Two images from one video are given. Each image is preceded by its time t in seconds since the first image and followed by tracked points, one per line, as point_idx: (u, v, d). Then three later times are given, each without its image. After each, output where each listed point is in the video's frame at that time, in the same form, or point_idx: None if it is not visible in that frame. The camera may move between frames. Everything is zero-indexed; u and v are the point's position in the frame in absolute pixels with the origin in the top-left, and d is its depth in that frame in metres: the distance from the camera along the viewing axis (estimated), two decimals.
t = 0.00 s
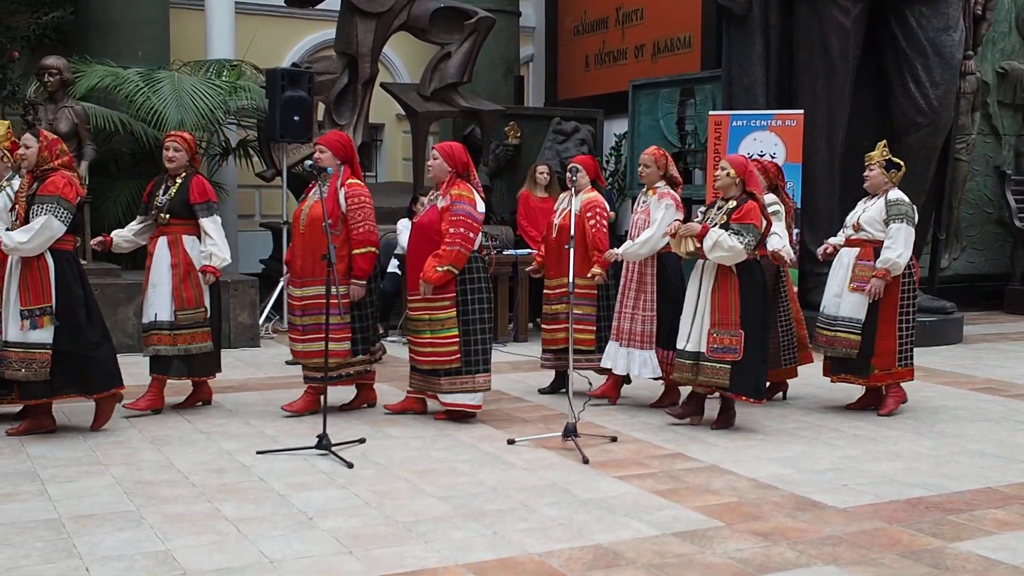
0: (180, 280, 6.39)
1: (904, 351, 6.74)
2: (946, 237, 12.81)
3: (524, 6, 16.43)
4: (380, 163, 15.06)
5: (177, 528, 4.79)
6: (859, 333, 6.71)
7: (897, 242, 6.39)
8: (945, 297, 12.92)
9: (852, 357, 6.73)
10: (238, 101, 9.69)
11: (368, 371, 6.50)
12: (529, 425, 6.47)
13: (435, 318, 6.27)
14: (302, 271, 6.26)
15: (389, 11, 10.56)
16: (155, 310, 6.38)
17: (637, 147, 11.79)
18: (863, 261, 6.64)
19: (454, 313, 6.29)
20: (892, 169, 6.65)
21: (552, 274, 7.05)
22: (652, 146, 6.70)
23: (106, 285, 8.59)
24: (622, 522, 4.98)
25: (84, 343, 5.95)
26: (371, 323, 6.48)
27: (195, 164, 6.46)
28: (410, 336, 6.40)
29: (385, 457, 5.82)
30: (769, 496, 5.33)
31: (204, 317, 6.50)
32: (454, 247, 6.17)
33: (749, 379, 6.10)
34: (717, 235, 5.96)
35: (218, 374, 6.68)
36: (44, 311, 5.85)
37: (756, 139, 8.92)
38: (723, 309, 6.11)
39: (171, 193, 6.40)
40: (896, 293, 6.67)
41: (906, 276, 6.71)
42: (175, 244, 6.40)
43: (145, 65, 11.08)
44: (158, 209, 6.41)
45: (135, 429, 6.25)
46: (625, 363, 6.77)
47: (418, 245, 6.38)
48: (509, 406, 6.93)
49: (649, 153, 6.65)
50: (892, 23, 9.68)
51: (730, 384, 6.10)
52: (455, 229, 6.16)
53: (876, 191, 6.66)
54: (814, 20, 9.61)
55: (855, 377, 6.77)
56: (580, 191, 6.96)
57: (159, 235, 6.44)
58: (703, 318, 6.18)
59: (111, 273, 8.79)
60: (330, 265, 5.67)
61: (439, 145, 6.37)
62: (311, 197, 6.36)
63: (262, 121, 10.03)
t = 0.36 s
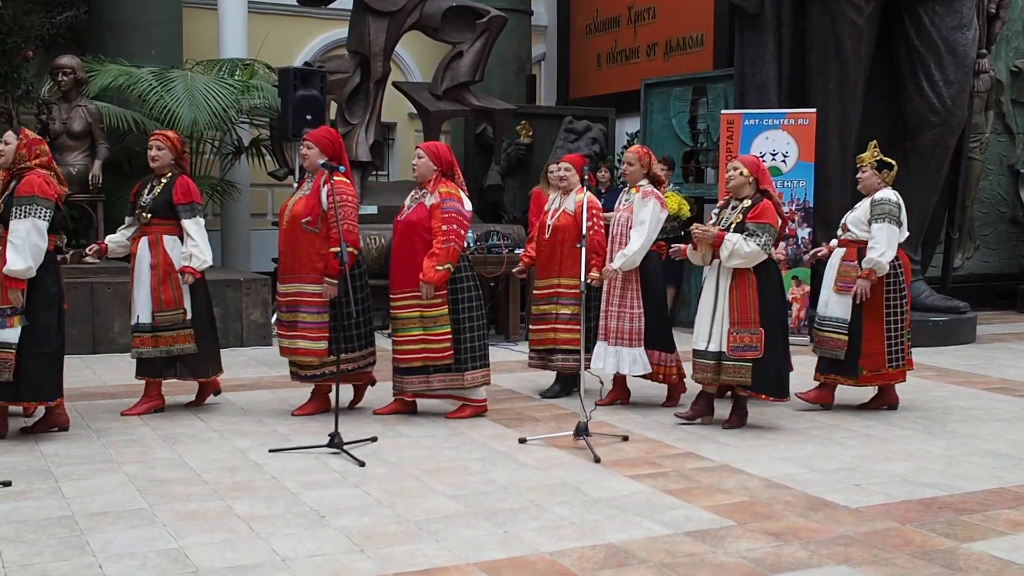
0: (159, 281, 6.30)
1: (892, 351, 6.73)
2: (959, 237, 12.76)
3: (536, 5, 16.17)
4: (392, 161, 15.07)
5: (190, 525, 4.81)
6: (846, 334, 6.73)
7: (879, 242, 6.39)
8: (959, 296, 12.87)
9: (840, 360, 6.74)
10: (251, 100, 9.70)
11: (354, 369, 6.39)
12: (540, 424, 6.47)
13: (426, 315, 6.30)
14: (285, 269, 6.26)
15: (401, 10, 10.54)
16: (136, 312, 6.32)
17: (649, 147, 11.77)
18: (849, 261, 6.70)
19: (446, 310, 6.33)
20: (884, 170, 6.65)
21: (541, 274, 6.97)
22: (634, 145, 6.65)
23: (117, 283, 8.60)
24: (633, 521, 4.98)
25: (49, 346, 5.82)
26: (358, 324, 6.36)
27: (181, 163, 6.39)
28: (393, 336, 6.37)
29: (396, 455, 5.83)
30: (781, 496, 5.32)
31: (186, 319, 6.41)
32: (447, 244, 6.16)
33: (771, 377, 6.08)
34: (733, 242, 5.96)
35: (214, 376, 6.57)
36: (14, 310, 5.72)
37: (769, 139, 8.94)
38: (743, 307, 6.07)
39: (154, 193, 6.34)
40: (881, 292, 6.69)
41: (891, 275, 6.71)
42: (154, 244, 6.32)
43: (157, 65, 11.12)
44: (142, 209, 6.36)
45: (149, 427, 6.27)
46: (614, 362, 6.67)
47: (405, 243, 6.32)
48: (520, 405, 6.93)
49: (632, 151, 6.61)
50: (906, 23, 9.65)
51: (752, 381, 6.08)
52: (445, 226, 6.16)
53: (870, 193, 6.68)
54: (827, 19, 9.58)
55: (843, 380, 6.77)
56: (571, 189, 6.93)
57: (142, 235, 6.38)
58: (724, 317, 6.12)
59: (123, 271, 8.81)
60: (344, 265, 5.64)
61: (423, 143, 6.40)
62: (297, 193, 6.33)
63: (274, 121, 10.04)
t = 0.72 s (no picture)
0: (148, 278, 6.25)
1: (875, 348, 6.73)
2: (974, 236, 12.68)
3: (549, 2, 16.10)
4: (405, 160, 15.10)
5: (204, 523, 4.83)
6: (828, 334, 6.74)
7: (856, 243, 6.36)
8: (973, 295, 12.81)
9: (824, 360, 6.76)
10: (265, 100, 9.74)
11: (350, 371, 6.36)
12: (552, 423, 6.47)
13: (412, 311, 6.29)
14: (282, 269, 6.24)
15: (415, 9, 10.51)
16: (124, 310, 6.25)
17: (662, 146, 11.75)
18: (829, 261, 6.70)
19: (432, 305, 6.31)
20: (866, 170, 6.61)
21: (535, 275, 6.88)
22: (623, 143, 6.69)
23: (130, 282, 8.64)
24: (646, 520, 4.97)
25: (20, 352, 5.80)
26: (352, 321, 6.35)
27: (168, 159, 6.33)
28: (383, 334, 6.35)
29: (409, 454, 5.84)
30: (794, 496, 5.31)
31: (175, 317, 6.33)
32: (433, 240, 6.17)
33: (783, 376, 6.07)
34: (748, 239, 5.93)
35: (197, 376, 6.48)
36: None
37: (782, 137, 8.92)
38: (755, 305, 6.06)
39: (143, 189, 6.29)
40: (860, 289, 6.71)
41: (870, 275, 6.72)
42: (144, 242, 6.27)
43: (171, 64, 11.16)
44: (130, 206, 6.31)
45: (162, 425, 6.30)
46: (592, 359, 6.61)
47: (392, 240, 6.33)
48: (533, 404, 6.93)
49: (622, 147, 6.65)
50: (921, 21, 9.63)
51: (765, 380, 6.08)
52: (432, 222, 6.16)
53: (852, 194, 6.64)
54: (841, 18, 9.55)
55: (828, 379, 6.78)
56: (565, 191, 6.79)
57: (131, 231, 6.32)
58: (736, 313, 6.11)
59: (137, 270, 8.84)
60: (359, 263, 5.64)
61: (409, 142, 6.40)
62: (292, 193, 6.30)
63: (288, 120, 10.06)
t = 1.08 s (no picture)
0: (142, 280, 6.26)
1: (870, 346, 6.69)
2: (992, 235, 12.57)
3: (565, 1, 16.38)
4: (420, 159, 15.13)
5: (221, 520, 4.85)
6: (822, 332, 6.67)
7: (843, 239, 6.34)
8: (990, 296, 12.70)
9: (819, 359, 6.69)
10: (281, 99, 9.79)
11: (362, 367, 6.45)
12: (568, 422, 6.48)
13: (415, 310, 6.30)
14: (285, 269, 6.25)
15: (430, 8, 10.55)
16: (119, 312, 6.29)
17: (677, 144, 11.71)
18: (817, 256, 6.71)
19: (434, 304, 6.33)
20: (857, 167, 6.54)
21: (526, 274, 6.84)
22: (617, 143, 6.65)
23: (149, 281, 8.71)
24: (661, 519, 4.96)
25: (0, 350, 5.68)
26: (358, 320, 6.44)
27: (158, 160, 6.34)
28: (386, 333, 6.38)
29: (425, 452, 5.86)
30: (810, 496, 5.28)
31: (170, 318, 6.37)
32: (433, 238, 6.18)
33: (800, 376, 6.06)
34: (769, 239, 5.90)
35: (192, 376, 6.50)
36: None
37: (799, 135, 8.90)
38: (772, 304, 6.03)
39: (134, 191, 6.30)
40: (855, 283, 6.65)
41: (864, 271, 6.65)
42: (137, 243, 6.29)
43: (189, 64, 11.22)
44: (120, 207, 6.31)
45: (180, 423, 6.34)
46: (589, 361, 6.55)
47: (390, 240, 6.34)
48: (548, 403, 6.93)
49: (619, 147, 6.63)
50: (939, 18, 9.63)
51: (781, 380, 6.06)
52: (432, 221, 6.17)
53: (841, 190, 6.60)
54: (858, 17, 9.52)
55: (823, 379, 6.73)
56: (559, 189, 6.75)
57: (121, 233, 6.34)
58: (754, 314, 6.09)
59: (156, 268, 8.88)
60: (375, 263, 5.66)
61: (405, 141, 6.38)
62: (285, 193, 6.33)
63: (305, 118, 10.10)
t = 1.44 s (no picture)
0: (129, 279, 6.27)
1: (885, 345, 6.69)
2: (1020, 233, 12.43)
3: None
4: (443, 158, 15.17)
5: (245, 517, 4.88)
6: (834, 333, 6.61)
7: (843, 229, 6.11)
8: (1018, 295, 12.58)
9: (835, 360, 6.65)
10: (305, 98, 9.86)
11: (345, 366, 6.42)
12: (591, 421, 6.47)
13: (412, 313, 6.31)
14: (278, 265, 6.23)
15: (454, 7, 10.56)
16: (105, 310, 6.27)
17: (701, 142, 11.64)
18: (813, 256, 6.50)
19: (433, 306, 6.35)
20: (857, 166, 6.47)
21: (531, 274, 6.81)
22: (618, 139, 6.59)
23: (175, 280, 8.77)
24: (684, 519, 4.95)
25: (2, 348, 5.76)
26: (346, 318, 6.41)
27: (150, 157, 6.33)
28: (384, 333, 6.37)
29: (447, 450, 5.87)
30: (835, 496, 5.25)
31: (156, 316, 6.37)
32: (432, 241, 6.16)
33: (823, 377, 6.01)
34: (784, 240, 5.91)
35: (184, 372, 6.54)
36: None
37: (823, 133, 9.03)
38: (794, 303, 6.02)
39: (123, 188, 6.29)
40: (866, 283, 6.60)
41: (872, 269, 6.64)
42: (125, 241, 6.29)
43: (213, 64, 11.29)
44: (109, 204, 6.29)
45: (204, 420, 6.38)
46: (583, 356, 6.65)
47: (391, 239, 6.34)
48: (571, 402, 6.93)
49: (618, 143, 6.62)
50: (966, 15, 9.59)
51: (804, 380, 6.02)
52: (433, 223, 6.16)
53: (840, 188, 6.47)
54: (884, 13, 9.51)
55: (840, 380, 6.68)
56: (560, 187, 6.72)
57: (108, 230, 6.32)
58: (775, 314, 6.09)
59: (183, 267, 8.93)
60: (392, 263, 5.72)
61: (413, 141, 6.34)
62: (282, 189, 6.28)
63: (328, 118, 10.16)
